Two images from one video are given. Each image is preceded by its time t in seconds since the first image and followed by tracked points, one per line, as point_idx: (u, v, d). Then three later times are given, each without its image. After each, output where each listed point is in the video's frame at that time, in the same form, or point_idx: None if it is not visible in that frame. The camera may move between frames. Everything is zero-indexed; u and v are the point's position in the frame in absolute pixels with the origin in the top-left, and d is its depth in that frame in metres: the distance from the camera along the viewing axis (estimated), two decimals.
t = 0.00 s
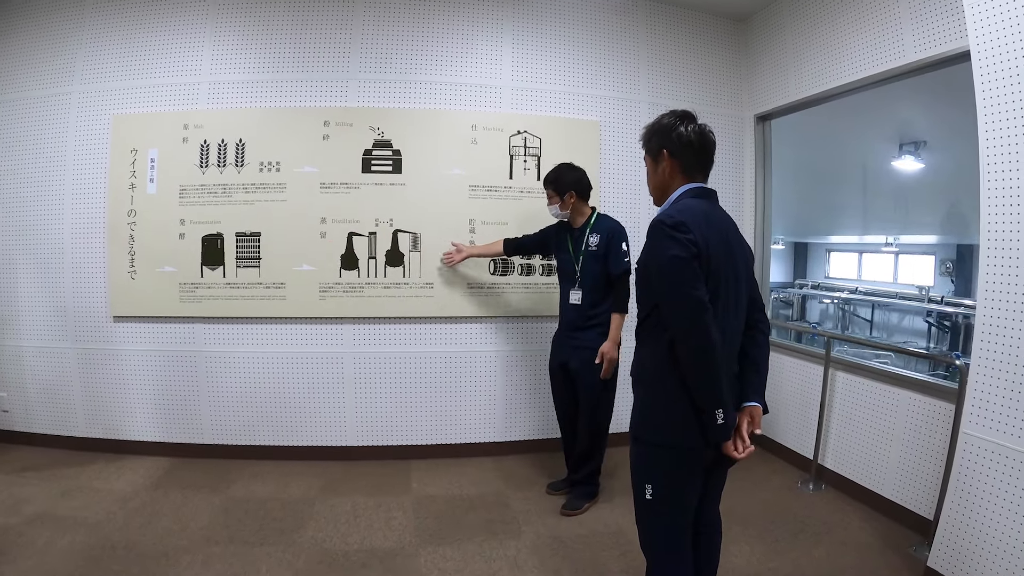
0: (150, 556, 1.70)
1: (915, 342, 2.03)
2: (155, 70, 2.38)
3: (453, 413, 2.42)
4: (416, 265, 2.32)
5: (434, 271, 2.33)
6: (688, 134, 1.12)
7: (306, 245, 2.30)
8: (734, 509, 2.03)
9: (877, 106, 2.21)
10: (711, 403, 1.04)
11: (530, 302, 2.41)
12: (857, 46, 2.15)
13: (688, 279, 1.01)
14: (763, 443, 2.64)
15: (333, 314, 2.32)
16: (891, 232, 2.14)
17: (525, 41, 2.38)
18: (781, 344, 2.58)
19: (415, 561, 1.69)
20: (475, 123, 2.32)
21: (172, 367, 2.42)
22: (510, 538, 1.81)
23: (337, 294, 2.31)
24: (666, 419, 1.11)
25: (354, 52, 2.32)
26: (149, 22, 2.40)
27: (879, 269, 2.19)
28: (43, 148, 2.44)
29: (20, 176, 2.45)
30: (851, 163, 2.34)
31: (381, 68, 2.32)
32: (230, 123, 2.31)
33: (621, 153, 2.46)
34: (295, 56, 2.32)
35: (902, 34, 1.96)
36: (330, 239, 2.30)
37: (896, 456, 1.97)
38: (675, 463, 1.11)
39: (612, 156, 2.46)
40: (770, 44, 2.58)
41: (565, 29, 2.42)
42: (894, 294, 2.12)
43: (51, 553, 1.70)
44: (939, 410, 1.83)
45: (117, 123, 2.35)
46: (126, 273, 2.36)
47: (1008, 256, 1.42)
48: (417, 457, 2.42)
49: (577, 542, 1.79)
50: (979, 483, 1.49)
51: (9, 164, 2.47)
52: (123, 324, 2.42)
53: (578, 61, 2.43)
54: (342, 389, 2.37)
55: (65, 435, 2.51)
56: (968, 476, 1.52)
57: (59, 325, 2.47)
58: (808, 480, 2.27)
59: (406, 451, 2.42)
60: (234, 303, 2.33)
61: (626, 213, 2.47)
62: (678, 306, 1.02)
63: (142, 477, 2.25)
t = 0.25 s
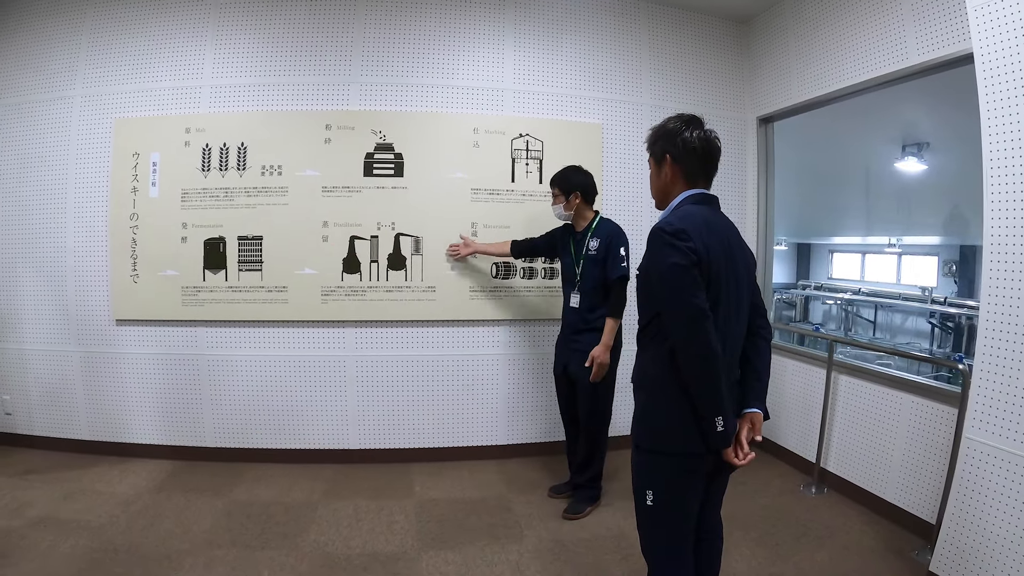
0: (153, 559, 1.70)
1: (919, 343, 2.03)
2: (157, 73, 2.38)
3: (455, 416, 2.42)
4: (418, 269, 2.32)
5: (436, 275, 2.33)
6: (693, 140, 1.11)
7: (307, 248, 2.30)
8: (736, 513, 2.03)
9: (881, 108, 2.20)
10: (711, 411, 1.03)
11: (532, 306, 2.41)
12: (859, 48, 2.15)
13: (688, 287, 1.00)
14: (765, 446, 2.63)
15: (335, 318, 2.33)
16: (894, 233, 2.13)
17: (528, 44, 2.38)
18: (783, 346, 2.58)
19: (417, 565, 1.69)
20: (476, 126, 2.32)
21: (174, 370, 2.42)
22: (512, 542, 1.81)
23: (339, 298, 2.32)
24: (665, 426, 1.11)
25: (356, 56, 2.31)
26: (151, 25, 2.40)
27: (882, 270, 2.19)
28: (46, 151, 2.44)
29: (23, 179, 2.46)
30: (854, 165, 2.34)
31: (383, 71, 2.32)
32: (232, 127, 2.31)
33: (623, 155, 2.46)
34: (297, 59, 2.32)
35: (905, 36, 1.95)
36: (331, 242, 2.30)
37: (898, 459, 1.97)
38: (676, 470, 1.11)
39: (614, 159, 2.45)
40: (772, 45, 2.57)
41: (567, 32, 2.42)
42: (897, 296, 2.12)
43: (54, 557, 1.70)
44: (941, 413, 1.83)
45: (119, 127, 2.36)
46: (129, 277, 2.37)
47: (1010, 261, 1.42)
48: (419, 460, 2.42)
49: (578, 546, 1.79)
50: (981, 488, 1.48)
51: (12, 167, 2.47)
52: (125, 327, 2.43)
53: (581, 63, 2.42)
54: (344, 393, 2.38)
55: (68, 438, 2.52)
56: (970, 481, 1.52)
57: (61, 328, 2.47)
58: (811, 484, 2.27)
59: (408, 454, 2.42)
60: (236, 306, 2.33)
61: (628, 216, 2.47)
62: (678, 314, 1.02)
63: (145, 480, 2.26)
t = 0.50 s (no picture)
0: (154, 555, 1.72)
1: (921, 343, 2.04)
2: (159, 74, 2.40)
3: (455, 414, 2.43)
4: (418, 268, 2.33)
5: (436, 274, 2.34)
6: (689, 138, 1.12)
7: (309, 248, 2.32)
8: (735, 511, 2.04)
9: (881, 108, 2.21)
10: (704, 407, 1.05)
11: (532, 305, 2.42)
12: (857, 48, 2.16)
13: (682, 284, 1.01)
14: (765, 445, 2.64)
15: (336, 317, 2.34)
16: (896, 233, 2.14)
17: (528, 44, 2.39)
18: (784, 346, 2.58)
19: (416, 562, 1.70)
20: (477, 126, 2.33)
21: (176, 369, 2.44)
22: (512, 539, 1.82)
23: (340, 297, 2.33)
24: (659, 422, 1.12)
25: (357, 56, 2.33)
26: (154, 26, 2.42)
27: (884, 271, 2.20)
28: (50, 151, 2.46)
29: (27, 179, 2.48)
30: (854, 165, 2.35)
31: (383, 72, 2.33)
32: (234, 127, 2.32)
33: (623, 155, 2.47)
34: (298, 60, 2.34)
35: (903, 36, 1.96)
36: (332, 242, 2.31)
37: (897, 458, 1.98)
38: (670, 465, 1.12)
39: (614, 159, 2.46)
40: (772, 46, 2.58)
41: (566, 32, 2.43)
42: (898, 297, 2.12)
43: (57, 553, 1.72)
44: (938, 412, 1.83)
45: (122, 127, 2.37)
46: (131, 276, 2.38)
47: (1007, 259, 1.42)
48: (419, 459, 2.44)
49: (577, 543, 1.80)
50: (979, 486, 1.49)
51: (16, 168, 2.49)
52: (128, 326, 2.44)
53: (580, 64, 2.44)
54: (345, 391, 2.39)
55: (71, 436, 2.54)
56: (969, 479, 1.52)
57: (65, 327, 2.49)
58: (810, 482, 2.28)
59: (409, 452, 2.44)
60: (239, 305, 2.35)
61: (628, 215, 2.48)
62: (671, 311, 1.03)
63: (147, 477, 2.27)
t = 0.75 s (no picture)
0: (152, 553, 1.71)
1: (924, 343, 2.02)
2: (160, 71, 2.40)
3: (456, 413, 2.42)
4: (419, 266, 2.33)
5: (436, 272, 2.33)
6: (691, 132, 1.11)
7: (309, 245, 2.31)
8: (737, 511, 2.02)
9: (884, 106, 2.19)
10: (705, 402, 1.03)
11: (533, 302, 2.40)
12: (859, 45, 2.15)
13: (681, 277, 1.00)
14: (767, 445, 2.62)
15: (336, 315, 2.33)
16: (899, 233, 2.12)
17: (529, 42, 2.38)
18: (786, 346, 2.57)
19: (415, 560, 1.69)
20: (478, 124, 2.32)
21: (176, 367, 2.43)
22: (512, 538, 1.81)
23: (340, 295, 2.32)
24: (660, 418, 1.11)
25: (358, 54, 2.33)
26: (155, 24, 2.41)
27: (886, 271, 2.18)
28: (50, 149, 2.46)
29: (27, 177, 2.48)
30: (856, 163, 2.33)
31: (384, 69, 2.33)
32: (234, 124, 2.32)
33: (624, 153, 2.46)
34: (298, 58, 2.33)
35: (906, 32, 1.95)
36: (333, 239, 2.31)
37: (900, 457, 1.96)
38: (671, 462, 1.11)
39: (615, 157, 2.45)
40: (774, 43, 2.57)
41: (567, 29, 2.42)
42: (901, 296, 2.10)
43: (54, 550, 1.71)
44: (942, 410, 1.82)
45: (122, 124, 2.37)
46: (131, 273, 2.38)
47: (1012, 255, 1.41)
48: (420, 457, 2.42)
49: (577, 543, 1.78)
50: (985, 484, 1.48)
51: (16, 165, 2.49)
52: (127, 323, 2.44)
53: (581, 62, 2.43)
54: (345, 389, 2.38)
55: (70, 434, 2.53)
56: (974, 478, 1.50)
57: (64, 324, 2.49)
58: (813, 482, 2.26)
59: (409, 451, 2.42)
60: (238, 303, 2.34)
61: (630, 213, 2.47)
62: (671, 304, 1.02)
63: (146, 475, 2.27)
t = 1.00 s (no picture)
0: (151, 558, 1.70)
1: (927, 345, 2.00)
2: (160, 72, 2.38)
3: (457, 417, 2.41)
4: (420, 268, 2.31)
5: (438, 275, 2.32)
6: (696, 136, 1.09)
7: (310, 247, 2.29)
8: (741, 516, 2.01)
9: (888, 107, 2.18)
10: (710, 410, 1.02)
11: (535, 305, 2.39)
12: (863, 46, 2.13)
13: (686, 283, 0.99)
14: (771, 449, 2.61)
15: (337, 318, 2.32)
16: (902, 236, 2.10)
17: (532, 43, 2.37)
18: (789, 348, 2.55)
19: (416, 566, 1.67)
20: (480, 126, 2.31)
21: (176, 370, 2.42)
22: (514, 544, 1.80)
23: (341, 297, 2.31)
24: (664, 425, 1.09)
25: (359, 54, 2.31)
26: (155, 25, 2.40)
27: (889, 272, 2.16)
28: (50, 150, 2.45)
29: (27, 178, 2.46)
30: (860, 165, 2.32)
31: (386, 70, 2.31)
32: (234, 126, 2.31)
33: (627, 155, 2.44)
34: (299, 59, 2.32)
35: (911, 34, 1.93)
36: (334, 242, 2.29)
37: (904, 461, 1.94)
38: (675, 470, 1.09)
39: (617, 158, 2.44)
40: (778, 44, 2.55)
41: (570, 31, 2.41)
42: (904, 298, 2.08)
43: (53, 555, 1.70)
44: (947, 414, 1.81)
45: (122, 126, 2.36)
46: (131, 276, 2.37)
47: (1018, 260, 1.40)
48: (421, 461, 2.41)
49: (580, 548, 1.77)
50: (990, 491, 1.46)
51: (15, 166, 2.48)
52: (128, 326, 2.42)
53: (584, 63, 2.41)
54: (346, 393, 2.37)
55: (70, 437, 2.52)
56: (980, 486, 1.49)
57: (64, 326, 2.48)
58: (817, 487, 2.25)
59: (410, 454, 2.41)
60: (239, 306, 2.33)
61: (633, 216, 2.45)
62: (676, 311, 1.00)
63: (146, 479, 2.25)
